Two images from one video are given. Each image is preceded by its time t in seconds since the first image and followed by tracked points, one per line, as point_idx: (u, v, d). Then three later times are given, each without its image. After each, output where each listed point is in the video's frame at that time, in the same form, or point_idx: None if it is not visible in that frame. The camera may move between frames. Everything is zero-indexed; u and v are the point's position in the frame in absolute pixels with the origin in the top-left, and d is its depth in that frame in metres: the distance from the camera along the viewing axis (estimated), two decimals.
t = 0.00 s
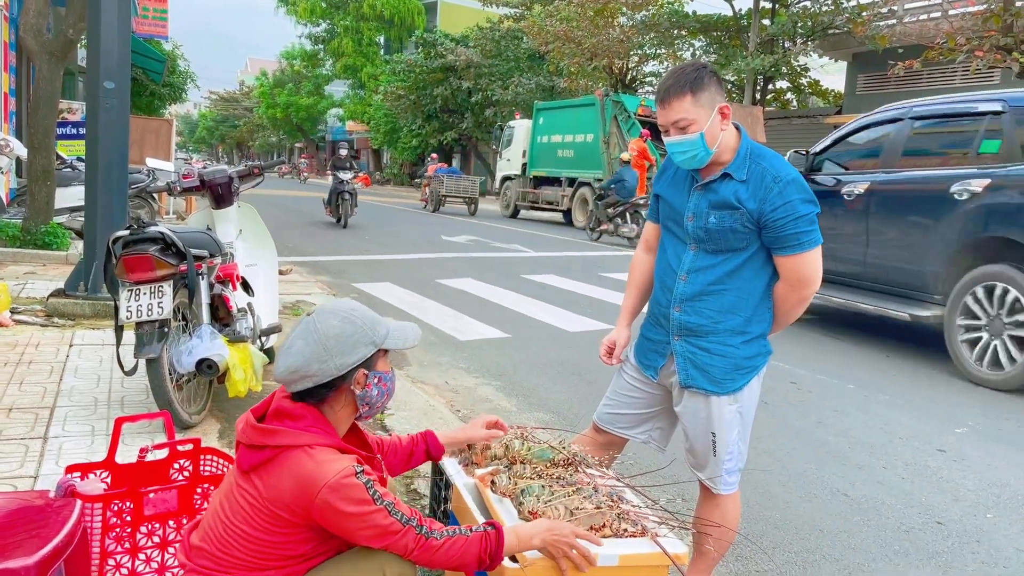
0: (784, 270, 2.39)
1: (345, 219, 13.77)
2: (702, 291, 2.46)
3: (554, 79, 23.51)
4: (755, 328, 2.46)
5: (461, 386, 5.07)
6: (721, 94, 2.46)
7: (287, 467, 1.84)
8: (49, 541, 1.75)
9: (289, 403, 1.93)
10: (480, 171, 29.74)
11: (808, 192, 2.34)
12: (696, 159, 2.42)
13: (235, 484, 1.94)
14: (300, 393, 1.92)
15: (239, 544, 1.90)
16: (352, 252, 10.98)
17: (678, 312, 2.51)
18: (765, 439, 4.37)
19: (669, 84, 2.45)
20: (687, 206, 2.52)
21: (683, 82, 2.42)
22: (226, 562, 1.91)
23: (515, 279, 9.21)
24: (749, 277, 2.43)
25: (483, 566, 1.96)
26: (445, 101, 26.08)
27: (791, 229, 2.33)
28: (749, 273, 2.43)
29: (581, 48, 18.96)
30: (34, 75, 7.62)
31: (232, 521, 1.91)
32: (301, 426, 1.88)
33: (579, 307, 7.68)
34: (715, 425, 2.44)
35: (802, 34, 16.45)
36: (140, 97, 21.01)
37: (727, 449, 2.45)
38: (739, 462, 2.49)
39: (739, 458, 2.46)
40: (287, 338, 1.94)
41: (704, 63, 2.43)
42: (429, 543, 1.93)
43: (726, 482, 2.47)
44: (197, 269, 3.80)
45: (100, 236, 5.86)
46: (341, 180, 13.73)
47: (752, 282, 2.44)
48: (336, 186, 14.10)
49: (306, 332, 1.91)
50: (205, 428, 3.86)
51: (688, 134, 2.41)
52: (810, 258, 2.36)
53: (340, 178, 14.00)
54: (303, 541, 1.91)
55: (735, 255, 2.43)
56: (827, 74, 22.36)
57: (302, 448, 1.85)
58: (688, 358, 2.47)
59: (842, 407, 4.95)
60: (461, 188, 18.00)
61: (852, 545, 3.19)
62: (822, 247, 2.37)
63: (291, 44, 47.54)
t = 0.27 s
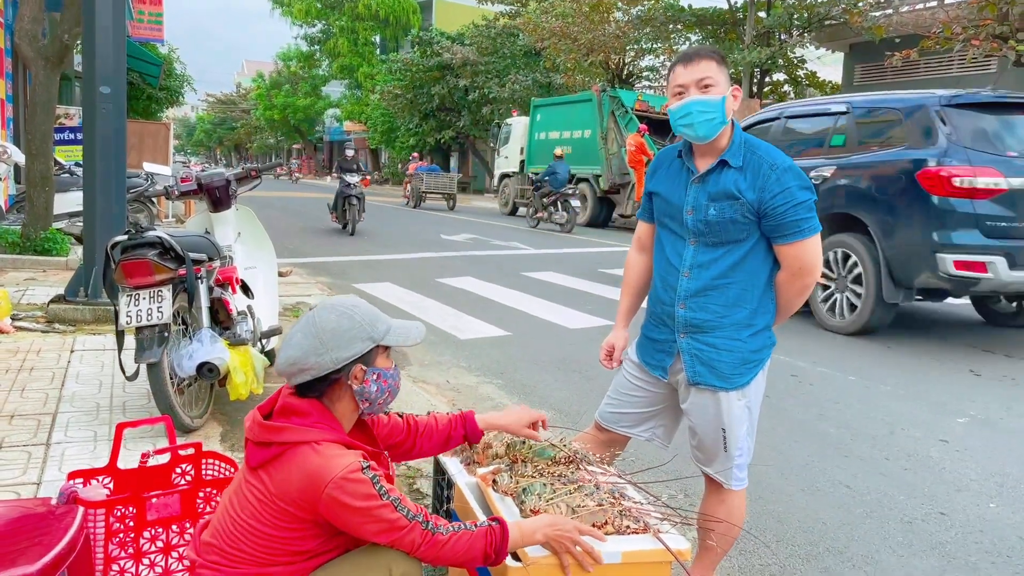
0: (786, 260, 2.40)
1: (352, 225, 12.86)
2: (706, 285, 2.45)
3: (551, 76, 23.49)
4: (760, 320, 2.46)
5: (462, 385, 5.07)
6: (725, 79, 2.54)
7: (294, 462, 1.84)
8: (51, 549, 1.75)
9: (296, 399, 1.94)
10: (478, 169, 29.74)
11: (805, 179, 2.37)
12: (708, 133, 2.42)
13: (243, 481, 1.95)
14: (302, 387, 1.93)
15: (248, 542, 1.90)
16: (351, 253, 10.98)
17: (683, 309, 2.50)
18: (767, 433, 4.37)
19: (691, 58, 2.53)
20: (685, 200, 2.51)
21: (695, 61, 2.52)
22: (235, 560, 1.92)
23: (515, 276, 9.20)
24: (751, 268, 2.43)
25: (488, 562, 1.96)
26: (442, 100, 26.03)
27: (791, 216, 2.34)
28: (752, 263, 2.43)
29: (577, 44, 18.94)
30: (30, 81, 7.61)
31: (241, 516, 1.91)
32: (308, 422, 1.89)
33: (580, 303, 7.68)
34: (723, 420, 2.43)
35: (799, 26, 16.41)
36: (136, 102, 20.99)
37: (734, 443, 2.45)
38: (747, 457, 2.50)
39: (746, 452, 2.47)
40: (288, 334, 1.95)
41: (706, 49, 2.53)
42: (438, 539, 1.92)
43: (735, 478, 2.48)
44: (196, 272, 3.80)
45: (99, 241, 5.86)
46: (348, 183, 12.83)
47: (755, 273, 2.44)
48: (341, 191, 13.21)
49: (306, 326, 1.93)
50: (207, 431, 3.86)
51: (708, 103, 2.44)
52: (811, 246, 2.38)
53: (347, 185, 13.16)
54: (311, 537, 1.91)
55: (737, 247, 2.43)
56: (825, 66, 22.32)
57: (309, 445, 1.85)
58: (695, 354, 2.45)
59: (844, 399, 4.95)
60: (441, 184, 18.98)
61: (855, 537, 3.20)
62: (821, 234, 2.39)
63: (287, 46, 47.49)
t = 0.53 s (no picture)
0: (791, 250, 2.41)
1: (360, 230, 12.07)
2: (714, 277, 2.44)
3: (547, 71, 23.47)
4: (767, 309, 2.47)
5: (464, 383, 5.07)
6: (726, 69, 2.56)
7: (302, 463, 1.84)
8: (56, 554, 1.75)
9: (306, 401, 1.95)
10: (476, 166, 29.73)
11: (809, 168, 2.38)
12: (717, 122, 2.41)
13: (252, 483, 1.94)
14: (314, 386, 1.94)
15: (255, 543, 1.90)
16: (351, 252, 10.97)
17: (690, 301, 2.48)
18: (769, 425, 4.36)
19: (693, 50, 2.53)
20: (688, 192, 2.50)
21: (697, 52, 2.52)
22: (242, 562, 1.92)
23: (515, 273, 9.20)
24: (758, 258, 2.43)
25: (495, 561, 1.95)
26: (439, 97, 25.98)
27: (797, 205, 2.35)
28: (759, 253, 2.43)
29: (573, 39, 18.92)
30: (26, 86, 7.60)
31: (249, 518, 1.92)
32: (317, 423, 1.89)
33: (580, 299, 7.68)
34: (732, 413, 2.43)
35: (795, 17, 16.39)
36: (133, 105, 20.95)
37: (744, 436, 2.44)
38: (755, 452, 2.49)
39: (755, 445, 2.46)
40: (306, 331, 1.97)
41: (706, 40, 2.53)
42: (447, 536, 1.92)
43: (743, 471, 2.47)
44: (195, 275, 3.80)
45: (98, 245, 5.86)
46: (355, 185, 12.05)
47: (761, 263, 2.44)
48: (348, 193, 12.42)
49: (319, 323, 1.95)
50: (210, 434, 3.86)
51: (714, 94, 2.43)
52: (816, 235, 2.39)
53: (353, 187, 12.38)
54: (318, 539, 1.91)
55: (743, 237, 2.42)
56: (821, 56, 22.30)
57: (317, 446, 1.85)
58: (704, 346, 2.44)
59: (846, 389, 4.95)
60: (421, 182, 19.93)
61: (860, 528, 3.19)
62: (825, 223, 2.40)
63: (282, 46, 47.43)
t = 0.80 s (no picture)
0: (789, 244, 2.40)
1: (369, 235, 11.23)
2: (713, 271, 2.44)
3: (544, 67, 23.44)
4: (766, 303, 2.47)
5: (465, 381, 5.08)
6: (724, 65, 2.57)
7: (299, 465, 1.85)
8: (58, 559, 1.75)
9: (304, 402, 1.96)
10: (474, 164, 29.80)
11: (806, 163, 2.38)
12: (713, 118, 2.41)
13: (253, 484, 1.95)
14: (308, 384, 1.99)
15: (256, 545, 1.91)
16: (350, 252, 10.96)
17: (690, 296, 2.48)
18: (770, 418, 4.36)
19: (686, 48, 2.52)
20: (686, 187, 2.49)
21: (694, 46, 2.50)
22: (244, 563, 1.92)
23: (514, 270, 9.19)
24: (757, 253, 2.43)
25: (495, 557, 1.94)
26: (435, 95, 25.76)
27: (794, 199, 2.35)
28: (757, 248, 2.43)
29: (568, 35, 18.89)
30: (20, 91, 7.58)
31: (250, 519, 1.92)
32: (313, 424, 1.90)
33: (579, 295, 7.67)
34: (733, 407, 2.43)
35: (790, 9, 16.36)
36: (129, 108, 20.91)
37: (746, 428, 2.44)
38: (756, 444, 2.49)
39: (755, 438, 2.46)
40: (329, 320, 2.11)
41: (702, 36, 2.51)
42: (447, 529, 1.92)
43: (744, 464, 2.47)
44: (193, 277, 3.80)
45: (96, 249, 5.86)
46: (362, 187, 11.19)
47: (760, 257, 2.44)
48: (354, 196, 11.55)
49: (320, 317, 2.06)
50: (211, 436, 3.86)
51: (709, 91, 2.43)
52: (813, 230, 2.38)
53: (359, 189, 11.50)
54: (319, 540, 1.91)
55: (741, 232, 2.42)
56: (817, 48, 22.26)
57: (313, 447, 1.86)
58: (705, 341, 2.44)
59: (847, 381, 4.95)
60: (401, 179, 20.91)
61: (862, 520, 3.19)
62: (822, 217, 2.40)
63: (278, 47, 47.34)
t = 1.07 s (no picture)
0: (787, 239, 2.40)
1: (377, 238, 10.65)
2: (711, 267, 2.44)
3: (540, 64, 23.42)
4: (765, 298, 2.47)
5: (465, 379, 5.07)
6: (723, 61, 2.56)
7: (298, 465, 1.84)
8: (60, 564, 1.75)
9: (301, 402, 1.95)
10: (472, 162, 29.76)
11: (803, 158, 2.37)
12: (710, 112, 2.41)
13: (253, 486, 1.95)
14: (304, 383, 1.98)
15: (258, 545, 1.91)
16: (348, 252, 10.95)
17: (688, 292, 2.48)
18: (771, 412, 4.36)
19: (681, 45, 2.50)
20: (683, 184, 2.49)
21: (690, 44, 2.49)
22: (246, 564, 1.92)
23: (513, 268, 9.19)
24: (754, 249, 2.43)
25: (496, 553, 1.93)
26: (432, 94, 25.77)
27: (791, 195, 2.34)
28: (755, 244, 2.43)
29: (564, 31, 18.87)
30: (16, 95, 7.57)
31: (251, 520, 1.92)
32: (311, 424, 1.89)
33: (578, 292, 7.67)
34: (733, 401, 2.43)
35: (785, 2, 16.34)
36: (125, 111, 20.87)
37: (746, 421, 2.44)
38: (757, 437, 2.49)
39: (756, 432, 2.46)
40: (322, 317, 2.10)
41: (697, 32, 2.50)
42: (449, 523, 1.91)
43: (745, 458, 2.47)
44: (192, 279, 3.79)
45: (94, 253, 5.85)
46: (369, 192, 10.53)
47: (758, 253, 2.43)
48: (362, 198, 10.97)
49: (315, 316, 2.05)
50: (212, 438, 3.86)
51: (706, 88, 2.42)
52: (810, 224, 2.38)
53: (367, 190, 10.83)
54: (321, 539, 1.91)
55: (739, 227, 2.42)
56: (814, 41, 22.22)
57: (311, 447, 1.85)
58: (704, 336, 2.44)
59: (847, 374, 4.95)
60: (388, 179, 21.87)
61: (864, 512, 3.20)
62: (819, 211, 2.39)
63: (273, 48, 47.26)
